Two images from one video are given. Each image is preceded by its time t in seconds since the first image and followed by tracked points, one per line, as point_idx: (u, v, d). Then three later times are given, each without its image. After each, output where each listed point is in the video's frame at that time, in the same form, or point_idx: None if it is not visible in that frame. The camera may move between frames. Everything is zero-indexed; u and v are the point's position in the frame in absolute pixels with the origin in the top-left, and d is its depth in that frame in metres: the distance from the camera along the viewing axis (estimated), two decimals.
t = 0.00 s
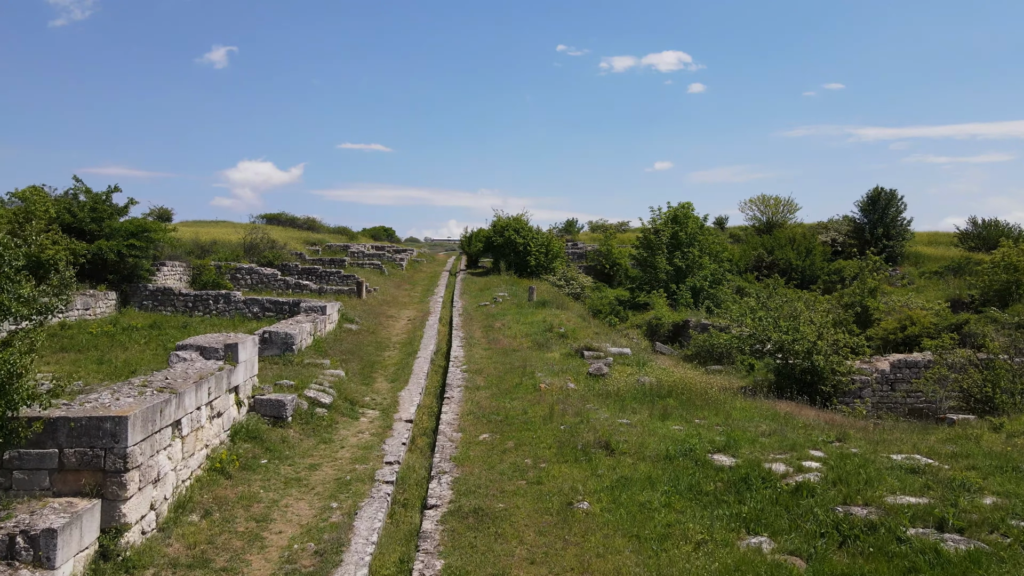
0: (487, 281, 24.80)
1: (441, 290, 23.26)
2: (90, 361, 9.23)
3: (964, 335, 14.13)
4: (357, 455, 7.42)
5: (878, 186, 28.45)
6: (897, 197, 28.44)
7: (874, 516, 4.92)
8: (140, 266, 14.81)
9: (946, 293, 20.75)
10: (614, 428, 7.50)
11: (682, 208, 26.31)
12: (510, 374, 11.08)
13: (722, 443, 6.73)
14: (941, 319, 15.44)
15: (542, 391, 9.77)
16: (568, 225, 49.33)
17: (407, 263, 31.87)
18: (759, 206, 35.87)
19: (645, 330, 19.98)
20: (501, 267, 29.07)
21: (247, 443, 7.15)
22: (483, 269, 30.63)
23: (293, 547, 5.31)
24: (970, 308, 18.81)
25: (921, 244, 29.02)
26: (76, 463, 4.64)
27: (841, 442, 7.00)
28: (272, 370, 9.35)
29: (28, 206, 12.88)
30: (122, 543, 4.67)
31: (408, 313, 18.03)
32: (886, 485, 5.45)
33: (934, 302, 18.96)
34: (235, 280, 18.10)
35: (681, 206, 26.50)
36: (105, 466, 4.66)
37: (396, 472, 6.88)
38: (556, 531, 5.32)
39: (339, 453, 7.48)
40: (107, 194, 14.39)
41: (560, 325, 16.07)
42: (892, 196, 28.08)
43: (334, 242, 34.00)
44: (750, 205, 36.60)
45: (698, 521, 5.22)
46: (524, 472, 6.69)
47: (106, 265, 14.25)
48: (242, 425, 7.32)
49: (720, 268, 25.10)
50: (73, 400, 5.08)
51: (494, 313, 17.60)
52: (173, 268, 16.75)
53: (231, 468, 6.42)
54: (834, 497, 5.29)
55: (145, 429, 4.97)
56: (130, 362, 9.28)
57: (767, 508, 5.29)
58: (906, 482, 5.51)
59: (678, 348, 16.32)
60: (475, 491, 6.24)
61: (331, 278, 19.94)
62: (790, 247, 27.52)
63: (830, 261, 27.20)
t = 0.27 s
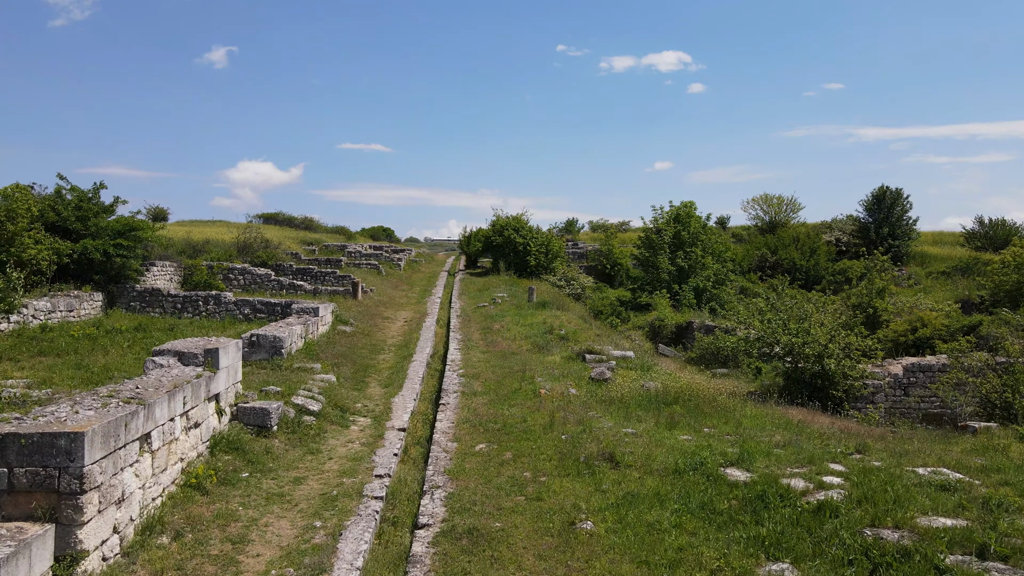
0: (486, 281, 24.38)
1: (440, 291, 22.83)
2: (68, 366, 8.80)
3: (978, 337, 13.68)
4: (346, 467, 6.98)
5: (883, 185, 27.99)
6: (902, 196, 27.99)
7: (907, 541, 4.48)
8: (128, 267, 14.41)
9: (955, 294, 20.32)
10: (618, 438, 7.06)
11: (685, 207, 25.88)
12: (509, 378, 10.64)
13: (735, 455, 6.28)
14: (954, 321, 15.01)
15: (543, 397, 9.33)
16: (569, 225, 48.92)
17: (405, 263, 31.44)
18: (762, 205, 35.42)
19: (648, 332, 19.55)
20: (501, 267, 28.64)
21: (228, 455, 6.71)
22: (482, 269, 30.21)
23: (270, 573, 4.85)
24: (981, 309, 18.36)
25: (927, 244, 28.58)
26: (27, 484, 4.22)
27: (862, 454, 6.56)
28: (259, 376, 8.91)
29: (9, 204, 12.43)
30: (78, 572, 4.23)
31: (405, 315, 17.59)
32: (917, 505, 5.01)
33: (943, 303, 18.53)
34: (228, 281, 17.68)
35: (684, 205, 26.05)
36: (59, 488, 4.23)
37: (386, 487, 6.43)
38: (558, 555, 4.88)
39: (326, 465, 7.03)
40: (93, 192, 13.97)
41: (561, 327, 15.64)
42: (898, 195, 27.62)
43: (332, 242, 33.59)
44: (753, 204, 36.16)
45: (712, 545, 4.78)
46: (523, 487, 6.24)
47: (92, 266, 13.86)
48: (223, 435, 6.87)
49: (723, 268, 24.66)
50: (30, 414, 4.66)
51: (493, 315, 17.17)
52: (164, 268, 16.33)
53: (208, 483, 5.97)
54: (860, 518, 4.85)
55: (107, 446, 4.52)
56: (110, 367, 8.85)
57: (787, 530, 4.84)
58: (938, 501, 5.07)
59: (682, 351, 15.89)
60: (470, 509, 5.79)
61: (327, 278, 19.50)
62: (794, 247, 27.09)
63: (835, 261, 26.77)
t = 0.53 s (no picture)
0: (490, 282, 23.94)
1: (443, 292, 22.41)
2: (50, 373, 8.39)
3: (1000, 340, 13.18)
4: (339, 483, 6.53)
5: (894, 183, 27.42)
6: (914, 194, 27.42)
7: None
8: (121, 268, 14.03)
9: (971, 296, 19.80)
10: (629, 452, 6.60)
11: (693, 206, 25.39)
12: (513, 385, 10.19)
13: (757, 472, 5.81)
14: (974, 323, 14.50)
15: (548, 405, 8.87)
16: (574, 225, 48.47)
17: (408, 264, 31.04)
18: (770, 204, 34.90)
19: (655, 334, 19.08)
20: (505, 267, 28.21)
21: (213, 470, 6.28)
22: (486, 270, 29.80)
23: None
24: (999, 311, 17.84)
25: (940, 244, 28.02)
26: None
27: (893, 471, 6.09)
28: (250, 383, 8.48)
29: None
30: None
31: (407, 317, 17.17)
32: (963, 532, 4.55)
33: (960, 305, 18.02)
34: (226, 282, 17.28)
35: (692, 204, 25.55)
36: (13, 516, 3.81)
37: (380, 505, 5.98)
38: None
39: (317, 480, 6.58)
40: (84, 191, 13.58)
41: (567, 330, 15.18)
42: (910, 193, 27.06)
43: (335, 242, 33.22)
44: (761, 204, 35.63)
45: None
46: (528, 507, 5.79)
47: (84, 266, 13.48)
48: (208, 448, 6.44)
49: (732, 268, 24.17)
50: None
51: (497, 317, 16.73)
52: (159, 269, 15.94)
53: (188, 503, 5.52)
54: (900, 547, 4.39)
55: (68, 468, 4.09)
56: (94, 374, 8.44)
57: (819, 558, 4.39)
58: (984, 528, 4.61)
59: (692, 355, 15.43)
60: (470, 532, 5.33)
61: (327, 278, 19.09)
62: (804, 247, 26.59)
63: (846, 261, 26.25)
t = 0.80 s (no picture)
0: (525, 283, 23.50)
1: (477, 294, 22.04)
2: (74, 378, 8.19)
3: None
4: (364, 499, 6.14)
5: (947, 179, 26.24)
6: (968, 191, 26.22)
7: None
8: (153, 270, 13.93)
9: None
10: (675, 470, 6.09)
11: (734, 204, 24.59)
12: (549, 392, 9.73)
13: (820, 497, 5.25)
14: None
15: (586, 415, 8.39)
16: (610, 225, 47.78)
17: (442, 264, 30.77)
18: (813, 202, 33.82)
19: (696, 337, 18.45)
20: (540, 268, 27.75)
21: (231, 485, 5.94)
22: (521, 271, 29.39)
23: None
24: None
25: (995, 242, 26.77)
26: None
27: (972, 496, 5.48)
28: (275, 391, 8.17)
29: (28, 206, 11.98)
30: None
31: (439, 319, 16.82)
32: None
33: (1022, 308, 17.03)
34: (258, 284, 17.14)
35: (733, 202, 24.74)
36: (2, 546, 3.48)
37: (406, 526, 5.57)
38: None
39: (342, 496, 6.21)
40: (115, 192, 13.51)
41: (604, 333, 14.67)
42: (963, 190, 25.87)
43: (369, 243, 33.12)
44: (804, 201, 34.56)
45: None
46: (566, 530, 5.32)
47: (115, 268, 13.40)
48: (227, 461, 6.11)
49: (775, 268, 23.35)
50: None
51: (532, 319, 16.28)
52: (192, 271, 15.84)
53: (203, 522, 5.18)
54: None
55: (66, 491, 3.76)
56: (118, 379, 8.21)
57: None
58: None
59: (735, 359, 14.79)
60: (503, 559, 4.89)
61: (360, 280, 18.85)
62: (851, 246, 25.61)
63: (895, 261, 25.20)
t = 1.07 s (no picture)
0: (554, 284, 23.04)
1: (506, 294, 21.64)
2: (89, 382, 7.95)
3: None
4: (382, 516, 5.74)
5: (995, 175, 25.16)
6: (1017, 187, 25.10)
7: None
8: (177, 271, 13.76)
9: None
10: (718, 488, 5.59)
11: (770, 202, 23.79)
12: (580, 398, 9.27)
13: (883, 523, 4.71)
14: None
15: (619, 424, 7.92)
16: (641, 224, 47.06)
17: (471, 265, 30.43)
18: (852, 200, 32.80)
19: (731, 340, 17.81)
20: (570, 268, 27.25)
21: (242, 500, 5.59)
22: (550, 271, 28.93)
23: None
24: None
25: None
26: None
27: None
28: (293, 398, 7.83)
29: (51, 206, 11.85)
30: None
31: (467, 321, 16.44)
32: None
33: None
34: (284, 284, 16.94)
35: (770, 199, 23.91)
36: None
37: (426, 547, 5.16)
38: None
39: (358, 513, 5.81)
40: (139, 193, 13.36)
41: (637, 336, 14.14)
42: (1013, 186, 24.77)
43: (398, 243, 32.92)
44: (842, 199, 33.55)
45: None
46: (599, 555, 4.85)
47: (139, 269, 13.25)
48: (238, 474, 5.76)
49: (813, 267, 22.56)
50: None
51: (562, 321, 15.82)
52: (218, 272, 15.68)
53: (208, 542, 4.82)
54: None
55: (48, 515, 3.43)
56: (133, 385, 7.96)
57: None
58: None
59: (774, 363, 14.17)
60: None
61: (387, 280, 18.55)
62: (893, 245, 24.68)
63: (940, 260, 24.22)
